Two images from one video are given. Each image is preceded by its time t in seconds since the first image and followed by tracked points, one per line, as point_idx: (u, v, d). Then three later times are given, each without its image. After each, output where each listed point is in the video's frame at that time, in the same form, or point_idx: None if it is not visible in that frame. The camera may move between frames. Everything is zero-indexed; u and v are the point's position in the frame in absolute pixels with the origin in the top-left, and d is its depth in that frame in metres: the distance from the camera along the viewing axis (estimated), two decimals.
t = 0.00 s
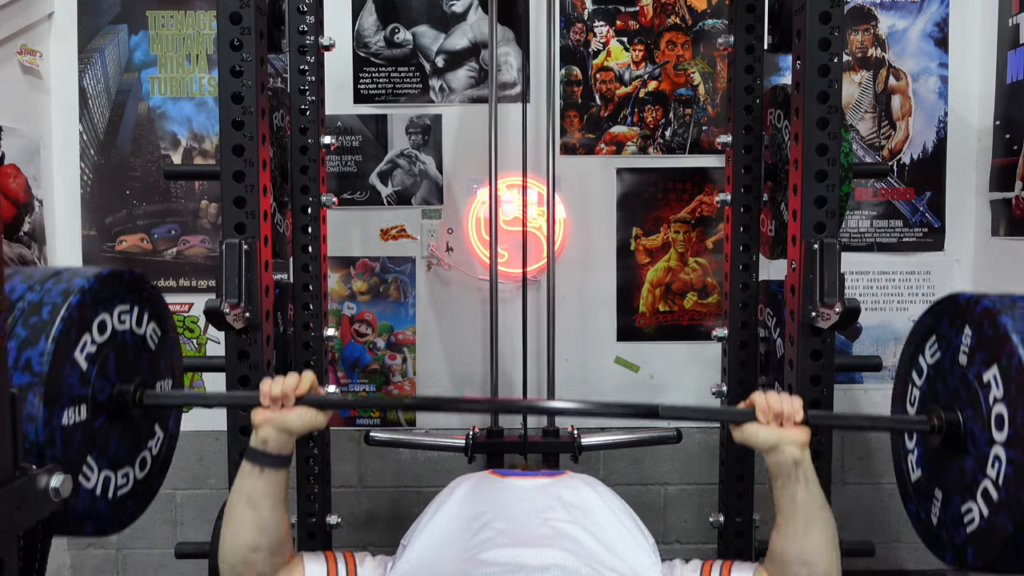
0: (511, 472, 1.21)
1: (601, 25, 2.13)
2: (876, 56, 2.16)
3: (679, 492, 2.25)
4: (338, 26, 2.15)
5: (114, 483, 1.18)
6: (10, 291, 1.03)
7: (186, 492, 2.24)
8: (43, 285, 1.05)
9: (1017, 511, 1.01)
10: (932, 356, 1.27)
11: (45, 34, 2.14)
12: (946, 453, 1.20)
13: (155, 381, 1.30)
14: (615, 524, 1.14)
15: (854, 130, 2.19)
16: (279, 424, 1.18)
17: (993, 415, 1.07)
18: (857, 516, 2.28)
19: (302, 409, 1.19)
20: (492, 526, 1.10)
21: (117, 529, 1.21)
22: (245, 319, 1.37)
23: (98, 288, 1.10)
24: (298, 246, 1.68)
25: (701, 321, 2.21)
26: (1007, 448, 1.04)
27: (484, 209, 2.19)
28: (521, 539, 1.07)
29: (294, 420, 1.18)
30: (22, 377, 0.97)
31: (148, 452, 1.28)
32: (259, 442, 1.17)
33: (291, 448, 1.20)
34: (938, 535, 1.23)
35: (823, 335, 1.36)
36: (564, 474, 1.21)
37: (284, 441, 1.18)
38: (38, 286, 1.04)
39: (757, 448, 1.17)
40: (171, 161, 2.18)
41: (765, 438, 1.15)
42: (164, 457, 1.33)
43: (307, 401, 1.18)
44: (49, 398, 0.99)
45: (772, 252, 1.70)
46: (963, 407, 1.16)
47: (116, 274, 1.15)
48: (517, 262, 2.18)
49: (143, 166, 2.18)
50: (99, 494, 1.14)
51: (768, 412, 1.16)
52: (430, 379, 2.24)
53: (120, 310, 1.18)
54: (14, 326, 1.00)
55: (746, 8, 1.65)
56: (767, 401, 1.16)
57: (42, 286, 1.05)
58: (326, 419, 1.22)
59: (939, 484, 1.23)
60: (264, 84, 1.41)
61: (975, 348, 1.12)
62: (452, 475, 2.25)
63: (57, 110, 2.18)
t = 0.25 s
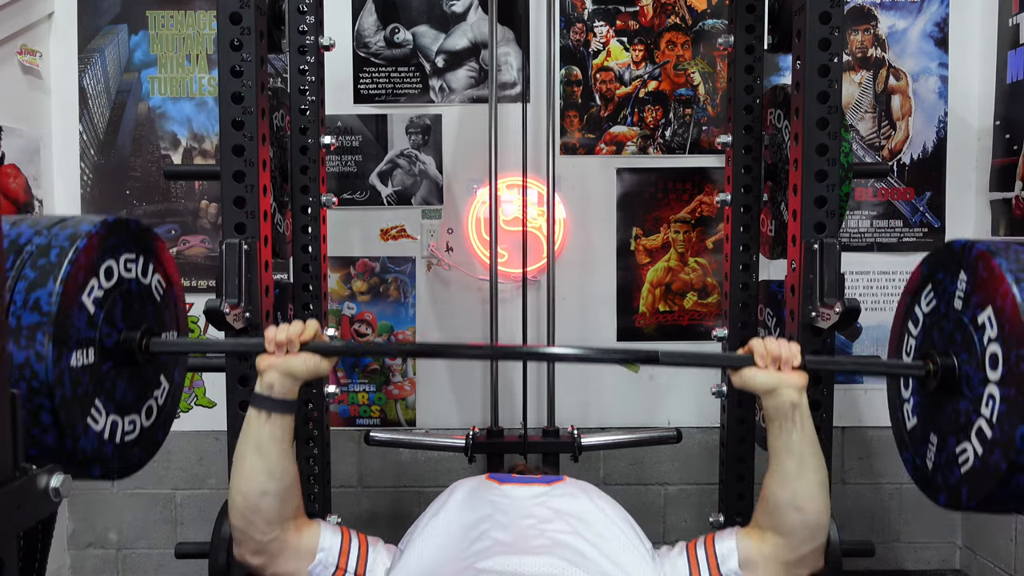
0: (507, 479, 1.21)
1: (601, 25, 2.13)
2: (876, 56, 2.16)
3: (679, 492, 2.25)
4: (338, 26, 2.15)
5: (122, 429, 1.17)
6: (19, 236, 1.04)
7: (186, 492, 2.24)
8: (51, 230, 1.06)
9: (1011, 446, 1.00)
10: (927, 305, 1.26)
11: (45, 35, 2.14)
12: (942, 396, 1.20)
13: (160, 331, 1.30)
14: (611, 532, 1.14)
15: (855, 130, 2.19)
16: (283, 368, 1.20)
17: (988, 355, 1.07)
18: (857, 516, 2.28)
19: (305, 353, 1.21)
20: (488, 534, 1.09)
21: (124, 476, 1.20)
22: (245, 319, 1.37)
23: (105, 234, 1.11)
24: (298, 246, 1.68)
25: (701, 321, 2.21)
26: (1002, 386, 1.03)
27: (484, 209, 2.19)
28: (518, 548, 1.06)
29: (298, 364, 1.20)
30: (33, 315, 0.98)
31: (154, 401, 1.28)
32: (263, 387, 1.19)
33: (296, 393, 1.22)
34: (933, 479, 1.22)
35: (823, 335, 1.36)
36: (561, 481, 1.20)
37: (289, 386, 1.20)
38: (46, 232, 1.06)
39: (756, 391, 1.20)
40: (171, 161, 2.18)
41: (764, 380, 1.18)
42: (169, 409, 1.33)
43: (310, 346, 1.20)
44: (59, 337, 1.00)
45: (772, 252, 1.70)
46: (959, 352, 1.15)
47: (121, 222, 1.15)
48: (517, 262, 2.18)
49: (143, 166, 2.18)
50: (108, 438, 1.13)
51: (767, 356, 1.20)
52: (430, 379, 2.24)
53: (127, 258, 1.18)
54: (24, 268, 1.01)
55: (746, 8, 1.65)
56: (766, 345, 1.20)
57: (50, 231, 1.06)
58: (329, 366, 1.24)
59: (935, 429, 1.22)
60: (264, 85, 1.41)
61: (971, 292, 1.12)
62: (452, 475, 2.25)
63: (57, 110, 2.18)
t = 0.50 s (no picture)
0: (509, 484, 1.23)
1: (601, 25, 2.13)
2: (876, 56, 2.16)
3: (679, 492, 2.25)
4: (338, 26, 2.15)
5: (117, 376, 1.16)
6: (19, 176, 1.05)
7: (186, 492, 2.24)
8: (52, 174, 1.07)
9: (1002, 379, 0.98)
10: (918, 257, 1.26)
11: (44, 35, 2.14)
12: (934, 342, 1.19)
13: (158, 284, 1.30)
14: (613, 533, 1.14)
15: (854, 130, 2.19)
16: (280, 316, 1.20)
17: (977, 295, 1.06)
18: (857, 516, 2.28)
19: (302, 301, 1.21)
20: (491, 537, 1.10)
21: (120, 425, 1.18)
22: (246, 319, 1.37)
23: (105, 180, 1.12)
24: (298, 246, 1.68)
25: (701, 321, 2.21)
26: (991, 322, 1.02)
27: (484, 209, 2.19)
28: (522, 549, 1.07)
29: (294, 311, 1.21)
30: (33, 249, 0.99)
31: (150, 354, 1.27)
32: (262, 334, 1.19)
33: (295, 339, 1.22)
34: (926, 427, 1.20)
35: (823, 334, 1.36)
36: (563, 486, 1.23)
37: (288, 331, 1.21)
38: (47, 175, 1.06)
39: (750, 337, 1.19)
40: (171, 161, 2.18)
41: (756, 326, 1.18)
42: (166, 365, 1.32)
43: (306, 294, 1.20)
44: (56, 272, 1.00)
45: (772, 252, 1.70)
46: (950, 296, 1.14)
47: (120, 170, 1.16)
48: (517, 262, 2.18)
49: (143, 166, 2.18)
50: (104, 382, 1.12)
51: (760, 304, 1.20)
52: (430, 379, 2.24)
53: (126, 207, 1.19)
54: (24, 205, 1.01)
55: (746, 8, 1.65)
56: (759, 293, 1.20)
57: (50, 174, 1.07)
58: (326, 313, 1.24)
59: (927, 376, 1.21)
60: (264, 85, 1.41)
61: (960, 237, 1.12)
62: (452, 475, 2.25)
63: (57, 110, 2.18)
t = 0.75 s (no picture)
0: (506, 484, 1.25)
1: (601, 25, 2.13)
2: (876, 56, 2.16)
3: (679, 492, 2.25)
4: (338, 26, 2.15)
5: (104, 430, 1.16)
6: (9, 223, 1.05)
7: (186, 492, 2.24)
8: (42, 220, 1.07)
9: (999, 424, 0.98)
10: (911, 301, 1.27)
11: (45, 35, 2.14)
12: (929, 389, 1.19)
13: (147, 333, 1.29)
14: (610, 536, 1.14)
15: (854, 130, 2.19)
16: (269, 364, 1.22)
17: (971, 339, 1.07)
18: (857, 516, 2.28)
19: (292, 350, 1.24)
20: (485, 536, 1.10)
21: (105, 479, 1.18)
22: (246, 319, 1.37)
23: (96, 227, 1.12)
24: (298, 246, 1.69)
25: (701, 321, 2.21)
26: (986, 366, 1.02)
27: (484, 209, 2.19)
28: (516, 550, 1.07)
29: (284, 360, 1.23)
30: (21, 298, 0.99)
31: (138, 407, 1.26)
32: (251, 386, 1.20)
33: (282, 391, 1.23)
34: (926, 477, 1.19)
35: (823, 335, 1.36)
36: (560, 488, 1.24)
37: (276, 383, 1.22)
38: (39, 222, 1.06)
39: (745, 385, 1.20)
40: (171, 161, 2.18)
41: (752, 374, 1.19)
42: (154, 417, 1.30)
43: (297, 343, 1.23)
44: (44, 323, 1.01)
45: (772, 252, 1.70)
46: (945, 343, 1.16)
47: (115, 219, 1.17)
48: (517, 262, 2.18)
49: (143, 166, 2.18)
50: (89, 437, 1.11)
51: (753, 349, 1.21)
52: (430, 378, 2.24)
53: (117, 256, 1.19)
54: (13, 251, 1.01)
55: (746, 8, 1.65)
56: (752, 339, 1.21)
57: (41, 221, 1.07)
58: (315, 362, 1.26)
59: (925, 423, 1.21)
60: (264, 85, 1.41)
61: (950, 280, 1.13)
62: (452, 475, 2.25)
63: (57, 110, 2.18)
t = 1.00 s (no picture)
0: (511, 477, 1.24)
1: (601, 25, 2.13)
2: (876, 56, 2.16)
3: (679, 492, 2.25)
4: (338, 26, 2.15)
5: (91, 553, 1.16)
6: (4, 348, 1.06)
7: (186, 492, 2.24)
8: (35, 342, 1.08)
9: (1009, 553, 1.00)
10: (913, 413, 1.30)
11: (44, 35, 2.14)
12: (935, 505, 1.22)
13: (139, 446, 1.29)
14: (612, 525, 1.13)
15: (854, 130, 2.19)
16: (262, 488, 1.15)
17: (976, 462, 1.09)
18: (857, 516, 2.28)
19: (285, 471, 1.16)
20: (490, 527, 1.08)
21: None
22: (246, 319, 1.37)
23: (86, 347, 1.12)
24: (298, 246, 1.68)
25: (701, 321, 2.21)
26: (993, 492, 1.05)
27: (484, 209, 2.19)
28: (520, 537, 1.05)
29: (276, 483, 1.15)
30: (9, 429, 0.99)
31: (127, 524, 1.26)
32: (244, 508, 1.14)
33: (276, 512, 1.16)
34: None
35: (823, 335, 1.36)
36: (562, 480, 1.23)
37: (270, 505, 1.15)
38: (32, 344, 1.07)
39: (745, 504, 1.15)
40: (171, 161, 2.18)
41: (753, 494, 1.14)
42: (143, 533, 1.30)
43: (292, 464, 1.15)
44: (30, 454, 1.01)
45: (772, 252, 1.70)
46: (948, 459, 1.18)
47: (108, 336, 1.18)
48: (517, 262, 2.18)
49: (142, 166, 2.18)
50: (75, 562, 1.12)
51: (755, 468, 1.16)
52: (430, 378, 2.24)
53: (110, 372, 1.20)
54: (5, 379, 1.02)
55: (746, 8, 1.65)
56: (754, 456, 1.16)
57: (33, 343, 1.08)
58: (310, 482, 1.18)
59: (932, 540, 1.24)
60: (264, 85, 1.41)
61: (952, 399, 1.16)
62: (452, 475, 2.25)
63: (57, 110, 2.18)
